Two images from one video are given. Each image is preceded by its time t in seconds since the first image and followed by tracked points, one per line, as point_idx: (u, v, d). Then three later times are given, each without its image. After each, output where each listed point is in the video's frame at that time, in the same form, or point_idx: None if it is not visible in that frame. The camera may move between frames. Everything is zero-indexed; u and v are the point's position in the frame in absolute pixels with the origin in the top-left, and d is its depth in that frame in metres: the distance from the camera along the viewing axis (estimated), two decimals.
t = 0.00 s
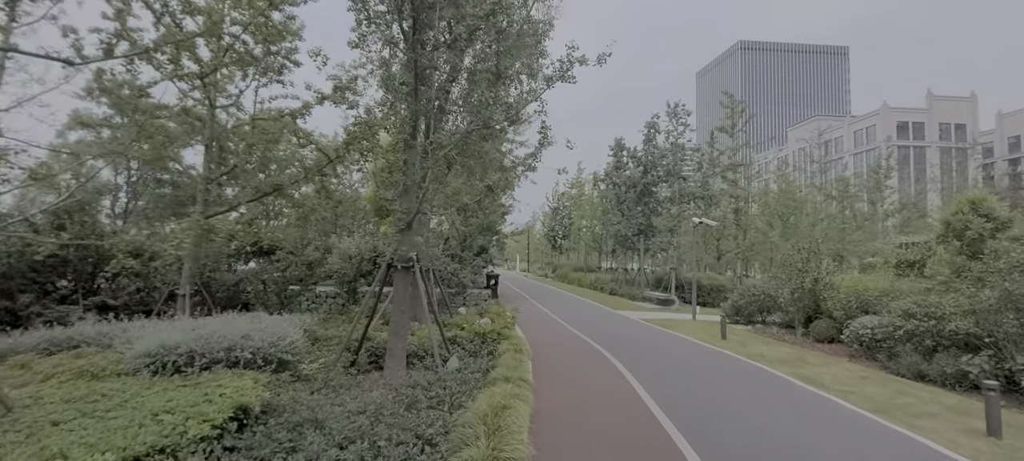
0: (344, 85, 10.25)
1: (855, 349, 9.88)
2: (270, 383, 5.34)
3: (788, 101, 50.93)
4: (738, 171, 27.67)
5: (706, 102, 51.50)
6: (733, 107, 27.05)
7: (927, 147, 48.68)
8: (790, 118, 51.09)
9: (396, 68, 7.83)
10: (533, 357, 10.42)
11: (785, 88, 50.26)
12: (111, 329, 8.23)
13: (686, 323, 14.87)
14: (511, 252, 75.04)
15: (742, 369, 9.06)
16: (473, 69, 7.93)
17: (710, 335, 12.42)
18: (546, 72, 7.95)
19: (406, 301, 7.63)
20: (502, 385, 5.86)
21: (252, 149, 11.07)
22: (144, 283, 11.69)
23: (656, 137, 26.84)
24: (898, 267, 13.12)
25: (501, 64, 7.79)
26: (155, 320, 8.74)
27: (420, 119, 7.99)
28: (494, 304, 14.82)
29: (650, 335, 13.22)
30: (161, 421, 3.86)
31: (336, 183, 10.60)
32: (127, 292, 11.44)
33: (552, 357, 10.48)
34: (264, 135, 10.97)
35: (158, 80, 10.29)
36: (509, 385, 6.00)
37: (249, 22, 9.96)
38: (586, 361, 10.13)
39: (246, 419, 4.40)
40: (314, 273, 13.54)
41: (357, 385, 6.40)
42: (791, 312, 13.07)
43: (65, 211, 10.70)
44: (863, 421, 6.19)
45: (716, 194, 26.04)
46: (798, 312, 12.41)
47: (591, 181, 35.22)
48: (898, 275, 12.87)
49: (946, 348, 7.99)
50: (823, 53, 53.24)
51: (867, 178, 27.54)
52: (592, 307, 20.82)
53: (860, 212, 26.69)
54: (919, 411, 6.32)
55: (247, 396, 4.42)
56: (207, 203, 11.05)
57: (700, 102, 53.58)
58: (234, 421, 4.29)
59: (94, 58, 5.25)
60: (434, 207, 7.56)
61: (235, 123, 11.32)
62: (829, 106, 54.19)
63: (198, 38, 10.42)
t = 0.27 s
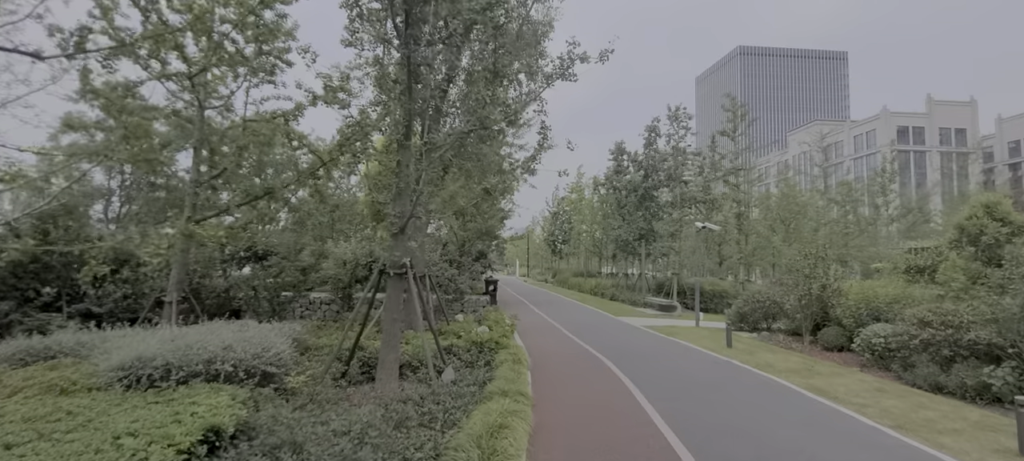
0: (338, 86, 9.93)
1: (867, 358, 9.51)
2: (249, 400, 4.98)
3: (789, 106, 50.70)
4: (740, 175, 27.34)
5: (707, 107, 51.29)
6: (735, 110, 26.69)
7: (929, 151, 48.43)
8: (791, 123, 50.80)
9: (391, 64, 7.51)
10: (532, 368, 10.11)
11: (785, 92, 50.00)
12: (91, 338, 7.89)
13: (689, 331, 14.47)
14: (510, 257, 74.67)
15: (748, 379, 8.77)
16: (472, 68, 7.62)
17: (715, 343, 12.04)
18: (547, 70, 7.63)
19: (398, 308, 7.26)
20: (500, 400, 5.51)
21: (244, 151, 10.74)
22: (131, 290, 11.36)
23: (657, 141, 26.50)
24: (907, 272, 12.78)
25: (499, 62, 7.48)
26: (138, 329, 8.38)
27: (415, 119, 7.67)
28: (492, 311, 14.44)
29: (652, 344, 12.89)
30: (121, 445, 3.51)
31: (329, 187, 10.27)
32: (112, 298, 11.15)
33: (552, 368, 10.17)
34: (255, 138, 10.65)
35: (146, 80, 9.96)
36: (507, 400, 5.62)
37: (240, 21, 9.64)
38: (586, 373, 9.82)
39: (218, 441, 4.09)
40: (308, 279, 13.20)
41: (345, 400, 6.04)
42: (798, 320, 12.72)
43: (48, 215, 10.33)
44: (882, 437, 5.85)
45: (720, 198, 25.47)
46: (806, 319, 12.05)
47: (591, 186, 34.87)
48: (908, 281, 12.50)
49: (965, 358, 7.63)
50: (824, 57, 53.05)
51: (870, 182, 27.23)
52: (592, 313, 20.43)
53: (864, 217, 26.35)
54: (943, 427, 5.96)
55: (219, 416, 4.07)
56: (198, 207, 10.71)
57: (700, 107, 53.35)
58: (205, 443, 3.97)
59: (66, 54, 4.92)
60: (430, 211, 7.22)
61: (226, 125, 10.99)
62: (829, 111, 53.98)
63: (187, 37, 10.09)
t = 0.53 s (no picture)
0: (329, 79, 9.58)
1: (875, 360, 9.22)
2: (223, 409, 4.66)
3: (788, 106, 50.51)
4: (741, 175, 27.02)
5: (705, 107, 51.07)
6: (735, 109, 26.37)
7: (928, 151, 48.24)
8: (791, 122, 50.55)
9: (381, 54, 7.17)
10: (528, 370, 9.82)
11: (784, 91, 49.73)
12: (67, 341, 7.52)
13: (691, 332, 14.11)
14: (508, 257, 74.33)
15: (750, 382, 8.53)
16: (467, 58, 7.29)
17: (718, 345, 11.69)
18: (545, 60, 7.29)
19: (389, 310, 6.91)
20: (495, 407, 5.18)
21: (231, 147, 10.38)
22: (116, 290, 10.92)
23: (657, 139, 26.17)
24: (914, 272, 12.47)
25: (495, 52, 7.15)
26: (117, 332, 8.00)
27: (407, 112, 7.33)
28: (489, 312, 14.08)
29: (652, 345, 12.58)
30: None
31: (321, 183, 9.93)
32: (95, 299, 10.76)
33: (549, 370, 9.88)
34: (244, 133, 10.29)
35: (129, 73, 9.59)
36: (503, 408, 5.29)
37: (227, 11, 9.28)
38: (584, 375, 9.53)
39: (184, 456, 3.76)
40: (300, 280, 12.79)
41: (330, 407, 5.70)
42: (802, 321, 12.41)
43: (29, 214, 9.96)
44: (895, 444, 5.57)
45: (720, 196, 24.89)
46: (811, 320, 11.74)
47: (590, 185, 34.53)
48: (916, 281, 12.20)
49: (981, 361, 7.32)
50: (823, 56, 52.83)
51: (871, 182, 26.96)
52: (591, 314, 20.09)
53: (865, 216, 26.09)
54: (963, 435, 5.66)
55: (185, 430, 3.75)
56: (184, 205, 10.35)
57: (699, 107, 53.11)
58: (169, 459, 3.66)
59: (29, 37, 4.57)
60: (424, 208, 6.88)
61: (214, 120, 10.63)
62: (829, 110, 53.78)
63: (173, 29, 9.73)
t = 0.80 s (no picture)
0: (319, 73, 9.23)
1: (886, 365, 8.87)
2: (191, 424, 4.30)
3: (789, 105, 50.21)
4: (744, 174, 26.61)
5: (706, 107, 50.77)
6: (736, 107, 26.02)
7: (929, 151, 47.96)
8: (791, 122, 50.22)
9: (369, 44, 6.81)
10: (525, 373, 9.50)
11: (785, 91, 49.44)
12: (41, 346, 7.17)
13: (693, 335, 13.75)
14: (507, 258, 74.00)
15: (755, 387, 8.24)
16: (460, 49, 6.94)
17: (722, 348, 11.35)
18: (543, 51, 6.93)
19: (378, 314, 6.52)
20: (488, 420, 4.83)
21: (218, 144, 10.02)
22: (101, 292, 10.65)
23: (657, 139, 25.83)
24: (923, 273, 12.14)
25: (489, 42, 6.80)
26: (95, 337, 7.65)
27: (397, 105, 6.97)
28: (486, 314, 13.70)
29: (653, 348, 12.25)
30: None
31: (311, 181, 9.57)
32: (78, 302, 10.42)
33: (547, 373, 9.57)
34: (230, 129, 9.90)
35: (111, 67, 9.22)
36: (496, 420, 4.94)
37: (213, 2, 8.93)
38: (582, 378, 9.22)
39: None
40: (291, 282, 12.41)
41: (313, 419, 5.35)
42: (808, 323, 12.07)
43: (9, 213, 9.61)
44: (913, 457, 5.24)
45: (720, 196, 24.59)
46: (818, 323, 11.39)
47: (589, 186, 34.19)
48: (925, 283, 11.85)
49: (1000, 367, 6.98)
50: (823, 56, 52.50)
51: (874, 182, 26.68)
52: (591, 316, 19.73)
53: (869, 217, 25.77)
54: (986, 449, 5.32)
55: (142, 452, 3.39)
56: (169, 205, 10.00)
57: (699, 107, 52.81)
58: None
59: None
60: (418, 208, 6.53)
61: (202, 117, 10.28)
62: (830, 110, 53.48)
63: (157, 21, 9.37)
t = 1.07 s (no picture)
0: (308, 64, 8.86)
1: (898, 368, 8.53)
2: (155, 437, 3.96)
3: (789, 105, 49.91)
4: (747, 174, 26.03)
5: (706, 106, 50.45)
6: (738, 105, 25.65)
7: (931, 150, 47.70)
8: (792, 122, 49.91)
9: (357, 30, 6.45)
10: (522, 375, 9.23)
11: (785, 90, 49.13)
12: (14, 349, 6.82)
13: (695, 336, 13.38)
14: (507, 259, 73.65)
15: (761, 390, 7.93)
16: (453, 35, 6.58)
17: (726, 350, 10.99)
18: (541, 38, 6.60)
19: (365, 316, 6.13)
20: (480, 429, 4.49)
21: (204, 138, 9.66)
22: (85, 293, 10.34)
23: (658, 137, 25.46)
24: (933, 273, 11.80)
25: (484, 28, 6.44)
26: (72, 338, 7.31)
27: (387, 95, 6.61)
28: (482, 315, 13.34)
29: (653, 349, 11.95)
30: None
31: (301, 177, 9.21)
32: (61, 302, 10.10)
33: (544, 375, 9.26)
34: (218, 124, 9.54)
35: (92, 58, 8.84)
36: (490, 428, 4.60)
37: None
38: (580, 380, 8.93)
39: None
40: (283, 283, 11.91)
41: (293, 428, 5.00)
42: (814, 324, 11.74)
43: None
44: None
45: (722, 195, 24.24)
46: (825, 324, 11.05)
47: (589, 185, 33.82)
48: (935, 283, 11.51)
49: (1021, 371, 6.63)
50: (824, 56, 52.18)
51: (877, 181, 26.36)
52: (590, 317, 19.40)
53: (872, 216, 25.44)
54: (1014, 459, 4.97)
55: None
56: (154, 202, 9.65)
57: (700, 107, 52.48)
58: None
59: None
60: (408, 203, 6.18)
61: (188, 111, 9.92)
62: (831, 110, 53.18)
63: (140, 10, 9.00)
